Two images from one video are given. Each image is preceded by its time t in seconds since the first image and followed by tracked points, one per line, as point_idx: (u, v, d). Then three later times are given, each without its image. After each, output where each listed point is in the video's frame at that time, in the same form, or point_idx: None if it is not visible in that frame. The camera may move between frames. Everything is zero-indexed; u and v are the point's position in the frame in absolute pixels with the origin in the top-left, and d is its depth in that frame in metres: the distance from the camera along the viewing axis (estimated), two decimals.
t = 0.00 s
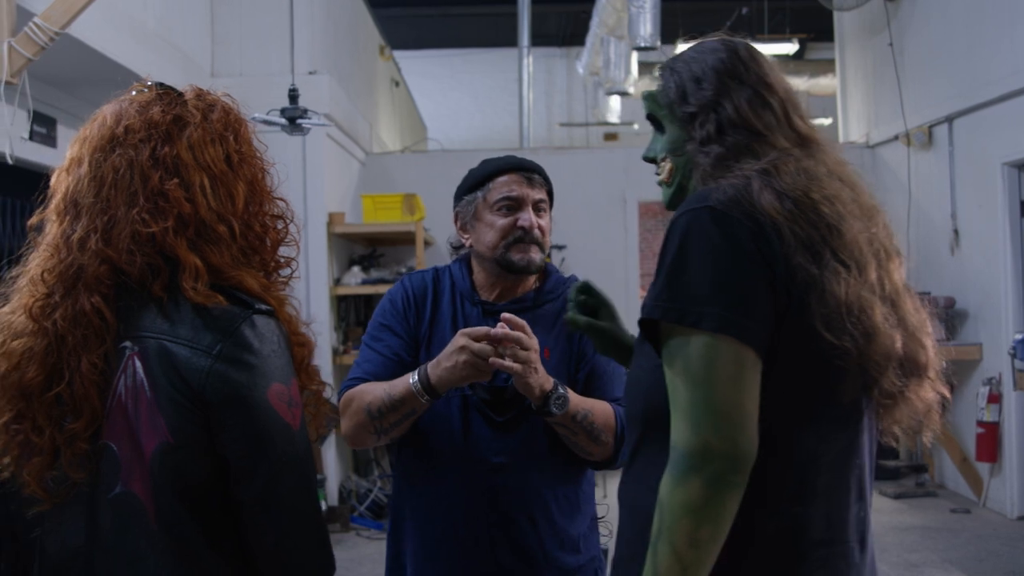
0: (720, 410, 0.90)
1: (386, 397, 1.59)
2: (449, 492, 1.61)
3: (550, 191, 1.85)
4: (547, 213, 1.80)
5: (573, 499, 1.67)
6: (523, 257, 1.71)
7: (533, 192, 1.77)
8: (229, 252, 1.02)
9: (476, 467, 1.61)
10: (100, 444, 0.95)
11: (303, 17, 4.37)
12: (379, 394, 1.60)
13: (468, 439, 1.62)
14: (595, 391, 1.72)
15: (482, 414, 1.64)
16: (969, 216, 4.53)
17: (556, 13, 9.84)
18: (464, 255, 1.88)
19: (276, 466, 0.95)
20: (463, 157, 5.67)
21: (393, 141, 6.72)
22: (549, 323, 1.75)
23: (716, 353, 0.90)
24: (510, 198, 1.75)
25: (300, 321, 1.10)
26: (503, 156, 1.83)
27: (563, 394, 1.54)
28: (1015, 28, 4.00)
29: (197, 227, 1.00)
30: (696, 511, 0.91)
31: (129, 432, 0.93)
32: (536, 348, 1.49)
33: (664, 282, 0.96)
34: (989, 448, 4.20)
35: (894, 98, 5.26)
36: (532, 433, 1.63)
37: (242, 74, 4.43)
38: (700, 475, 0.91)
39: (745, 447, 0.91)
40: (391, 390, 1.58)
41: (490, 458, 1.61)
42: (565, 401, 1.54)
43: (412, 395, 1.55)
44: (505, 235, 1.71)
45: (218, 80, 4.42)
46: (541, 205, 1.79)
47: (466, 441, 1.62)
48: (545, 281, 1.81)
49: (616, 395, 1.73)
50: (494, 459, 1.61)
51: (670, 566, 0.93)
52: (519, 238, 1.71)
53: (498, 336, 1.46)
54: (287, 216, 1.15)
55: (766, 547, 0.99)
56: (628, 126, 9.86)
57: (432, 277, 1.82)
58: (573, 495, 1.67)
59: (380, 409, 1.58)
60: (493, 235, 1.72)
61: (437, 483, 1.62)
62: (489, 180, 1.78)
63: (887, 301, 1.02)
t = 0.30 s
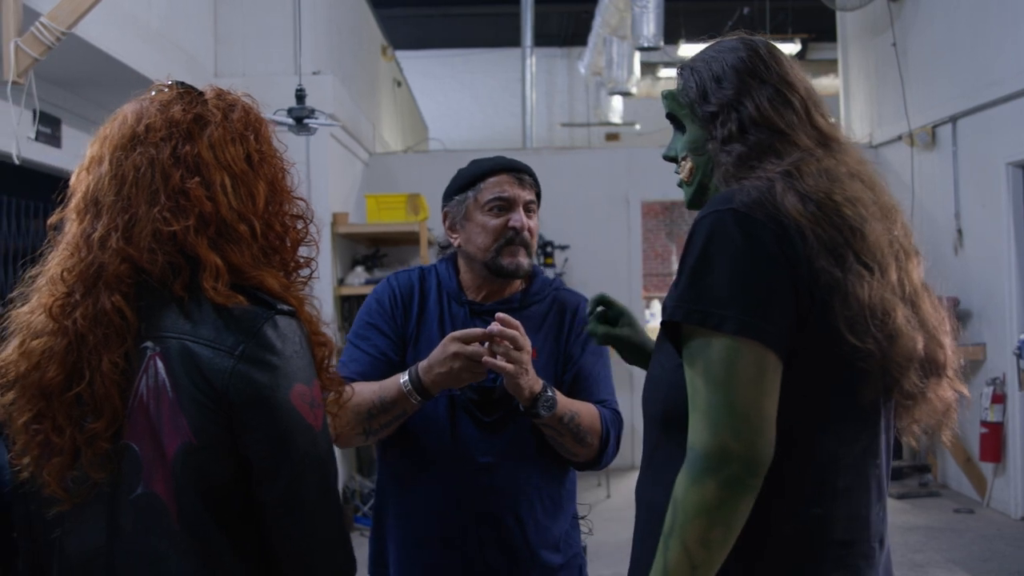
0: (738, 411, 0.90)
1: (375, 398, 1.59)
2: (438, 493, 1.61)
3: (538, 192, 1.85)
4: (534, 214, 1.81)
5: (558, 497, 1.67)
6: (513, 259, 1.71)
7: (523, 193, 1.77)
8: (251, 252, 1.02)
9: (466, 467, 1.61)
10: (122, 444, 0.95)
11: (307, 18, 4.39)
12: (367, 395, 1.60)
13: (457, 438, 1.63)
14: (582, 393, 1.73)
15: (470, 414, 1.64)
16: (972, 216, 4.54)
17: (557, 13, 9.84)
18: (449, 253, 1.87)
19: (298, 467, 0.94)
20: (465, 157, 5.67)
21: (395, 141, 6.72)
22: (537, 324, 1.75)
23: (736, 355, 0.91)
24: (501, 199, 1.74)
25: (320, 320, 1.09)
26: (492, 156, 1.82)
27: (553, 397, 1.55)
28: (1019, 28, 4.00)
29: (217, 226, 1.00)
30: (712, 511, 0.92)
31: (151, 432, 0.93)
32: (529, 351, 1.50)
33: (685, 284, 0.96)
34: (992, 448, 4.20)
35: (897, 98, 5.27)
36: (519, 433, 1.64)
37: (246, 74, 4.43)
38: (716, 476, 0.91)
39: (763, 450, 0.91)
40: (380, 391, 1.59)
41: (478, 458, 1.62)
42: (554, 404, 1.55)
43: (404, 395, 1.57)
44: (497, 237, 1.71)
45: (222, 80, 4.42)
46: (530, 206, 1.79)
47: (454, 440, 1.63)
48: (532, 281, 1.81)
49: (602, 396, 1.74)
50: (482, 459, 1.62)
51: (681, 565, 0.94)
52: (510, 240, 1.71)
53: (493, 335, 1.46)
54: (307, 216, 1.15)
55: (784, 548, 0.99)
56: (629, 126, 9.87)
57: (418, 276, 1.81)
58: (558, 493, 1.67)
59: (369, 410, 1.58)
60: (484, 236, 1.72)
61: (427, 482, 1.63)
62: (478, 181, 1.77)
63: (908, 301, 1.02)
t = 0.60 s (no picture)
0: (746, 410, 0.90)
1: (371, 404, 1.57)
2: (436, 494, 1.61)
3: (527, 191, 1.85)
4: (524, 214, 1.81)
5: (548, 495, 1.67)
6: (504, 260, 1.71)
7: (513, 193, 1.77)
8: (270, 251, 1.02)
9: (462, 469, 1.61)
10: (142, 443, 0.94)
11: (312, 18, 4.44)
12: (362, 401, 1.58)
13: (451, 440, 1.63)
14: (572, 393, 1.74)
15: (463, 416, 1.65)
16: (975, 216, 4.55)
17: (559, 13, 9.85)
18: (437, 253, 1.86)
19: (320, 466, 0.94)
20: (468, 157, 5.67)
21: (398, 141, 6.72)
22: (527, 324, 1.76)
23: (746, 354, 0.90)
24: (491, 200, 1.74)
25: (340, 319, 1.09)
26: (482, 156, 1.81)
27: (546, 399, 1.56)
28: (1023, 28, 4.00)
29: (238, 225, 1.00)
30: (720, 510, 0.91)
31: (172, 432, 0.93)
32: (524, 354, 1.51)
33: (694, 283, 0.95)
34: (996, 448, 4.20)
35: (901, 98, 5.28)
36: (512, 434, 1.65)
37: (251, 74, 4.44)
38: (725, 475, 0.91)
39: (772, 449, 0.91)
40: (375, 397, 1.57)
41: (473, 459, 1.62)
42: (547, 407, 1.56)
43: (400, 401, 1.55)
44: (488, 238, 1.71)
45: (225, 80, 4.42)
46: (520, 206, 1.79)
47: (449, 441, 1.63)
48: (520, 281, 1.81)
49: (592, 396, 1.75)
50: (477, 460, 1.62)
51: (689, 565, 0.93)
52: (501, 241, 1.71)
53: (491, 338, 1.45)
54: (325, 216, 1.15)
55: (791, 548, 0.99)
56: (632, 126, 9.88)
57: (407, 277, 1.81)
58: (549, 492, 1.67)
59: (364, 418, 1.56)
60: (474, 238, 1.71)
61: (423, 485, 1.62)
62: (469, 181, 1.76)
63: (920, 301, 1.02)
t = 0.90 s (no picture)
0: (754, 407, 0.90)
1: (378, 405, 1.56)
2: (438, 493, 1.61)
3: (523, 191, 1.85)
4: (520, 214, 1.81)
5: (547, 494, 1.68)
6: (501, 258, 1.71)
7: (510, 193, 1.77)
8: (288, 249, 1.02)
9: (462, 468, 1.61)
10: (160, 442, 0.94)
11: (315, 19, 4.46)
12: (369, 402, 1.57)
13: (452, 439, 1.62)
14: (571, 391, 1.75)
15: (463, 415, 1.64)
16: (978, 216, 4.55)
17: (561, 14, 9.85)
18: (433, 252, 1.86)
19: (338, 466, 0.94)
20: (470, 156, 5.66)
21: (399, 141, 6.71)
22: (525, 323, 1.76)
23: (756, 351, 0.90)
24: (489, 199, 1.74)
25: (358, 317, 1.10)
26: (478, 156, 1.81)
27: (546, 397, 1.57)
28: None
29: (255, 224, 1.00)
30: (725, 508, 0.91)
31: (191, 430, 0.93)
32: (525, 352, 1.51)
33: (704, 278, 0.95)
34: (1000, 448, 4.21)
35: (904, 98, 5.28)
36: (512, 432, 1.65)
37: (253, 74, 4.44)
38: (731, 473, 0.90)
39: (778, 446, 0.90)
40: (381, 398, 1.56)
41: (473, 458, 1.61)
42: (547, 405, 1.57)
43: (406, 403, 1.55)
44: (485, 236, 1.71)
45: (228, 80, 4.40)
46: (517, 206, 1.79)
47: (449, 441, 1.62)
48: (516, 280, 1.81)
49: (591, 394, 1.76)
50: (477, 459, 1.62)
51: (694, 562, 0.93)
52: (498, 239, 1.71)
53: (494, 334, 1.46)
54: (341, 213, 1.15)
55: (798, 547, 0.99)
56: (633, 126, 9.88)
57: (402, 278, 1.80)
58: (548, 490, 1.68)
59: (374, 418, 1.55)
60: (470, 236, 1.71)
61: (424, 484, 1.62)
62: (467, 180, 1.76)
63: (928, 299, 1.02)
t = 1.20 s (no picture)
0: (770, 408, 0.89)
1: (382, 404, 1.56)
2: (443, 492, 1.61)
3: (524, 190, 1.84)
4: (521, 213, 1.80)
5: (552, 492, 1.67)
6: (503, 258, 1.71)
7: (511, 192, 1.77)
8: (303, 248, 1.01)
9: (467, 467, 1.61)
10: (176, 442, 0.94)
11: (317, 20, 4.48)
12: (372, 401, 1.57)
13: (456, 439, 1.62)
14: (575, 389, 1.75)
15: (467, 414, 1.64)
16: (981, 215, 4.55)
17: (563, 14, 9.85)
18: (433, 253, 1.86)
19: (355, 465, 0.94)
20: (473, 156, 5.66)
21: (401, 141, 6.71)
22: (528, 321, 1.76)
23: (770, 354, 0.90)
24: (491, 198, 1.74)
25: (373, 315, 1.09)
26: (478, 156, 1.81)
27: (550, 395, 1.57)
28: None
29: (270, 223, 0.99)
30: (742, 509, 0.91)
31: (208, 430, 0.93)
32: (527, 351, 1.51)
33: (717, 280, 0.94)
34: (1002, 448, 4.21)
35: (907, 97, 5.29)
36: (516, 431, 1.65)
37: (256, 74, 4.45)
38: (747, 474, 0.90)
39: (794, 446, 0.90)
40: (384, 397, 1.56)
41: (478, 457, 1.61)
42: (551, 402, 1.57)
43: (409, 402, 1.55)
44: (487, 236, 1.71)
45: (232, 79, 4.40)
46: (518, 205, 1.79)
47: (453, 439, 1.62)
48: (517, 279, 1.81)
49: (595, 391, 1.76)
50: (482, 457, 1.61)
51: (711, 564, 0.93)
52: (499, 239, 1.71)
53: (497, 331, 1.46)
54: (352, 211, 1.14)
55: (811, 548, 0.99)
56: (635, 127, 9.89)
57: (403, 279, 1.80)
58: (552, 488, 1.68)
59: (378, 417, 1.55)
60: (472, 236, 1.71)
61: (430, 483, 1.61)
62: (468, 180, 1.76)
63: (938, 296, 1.02)
